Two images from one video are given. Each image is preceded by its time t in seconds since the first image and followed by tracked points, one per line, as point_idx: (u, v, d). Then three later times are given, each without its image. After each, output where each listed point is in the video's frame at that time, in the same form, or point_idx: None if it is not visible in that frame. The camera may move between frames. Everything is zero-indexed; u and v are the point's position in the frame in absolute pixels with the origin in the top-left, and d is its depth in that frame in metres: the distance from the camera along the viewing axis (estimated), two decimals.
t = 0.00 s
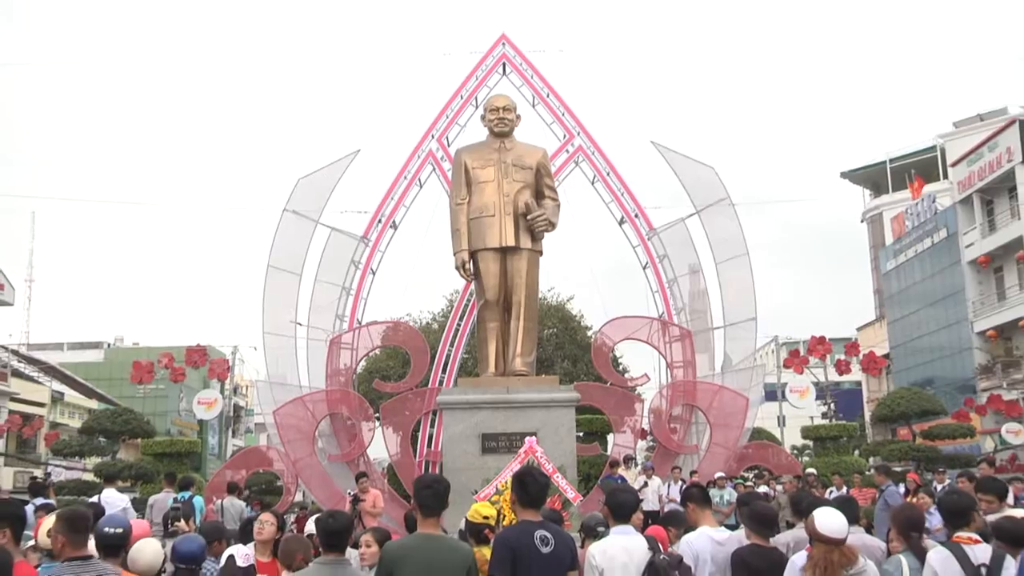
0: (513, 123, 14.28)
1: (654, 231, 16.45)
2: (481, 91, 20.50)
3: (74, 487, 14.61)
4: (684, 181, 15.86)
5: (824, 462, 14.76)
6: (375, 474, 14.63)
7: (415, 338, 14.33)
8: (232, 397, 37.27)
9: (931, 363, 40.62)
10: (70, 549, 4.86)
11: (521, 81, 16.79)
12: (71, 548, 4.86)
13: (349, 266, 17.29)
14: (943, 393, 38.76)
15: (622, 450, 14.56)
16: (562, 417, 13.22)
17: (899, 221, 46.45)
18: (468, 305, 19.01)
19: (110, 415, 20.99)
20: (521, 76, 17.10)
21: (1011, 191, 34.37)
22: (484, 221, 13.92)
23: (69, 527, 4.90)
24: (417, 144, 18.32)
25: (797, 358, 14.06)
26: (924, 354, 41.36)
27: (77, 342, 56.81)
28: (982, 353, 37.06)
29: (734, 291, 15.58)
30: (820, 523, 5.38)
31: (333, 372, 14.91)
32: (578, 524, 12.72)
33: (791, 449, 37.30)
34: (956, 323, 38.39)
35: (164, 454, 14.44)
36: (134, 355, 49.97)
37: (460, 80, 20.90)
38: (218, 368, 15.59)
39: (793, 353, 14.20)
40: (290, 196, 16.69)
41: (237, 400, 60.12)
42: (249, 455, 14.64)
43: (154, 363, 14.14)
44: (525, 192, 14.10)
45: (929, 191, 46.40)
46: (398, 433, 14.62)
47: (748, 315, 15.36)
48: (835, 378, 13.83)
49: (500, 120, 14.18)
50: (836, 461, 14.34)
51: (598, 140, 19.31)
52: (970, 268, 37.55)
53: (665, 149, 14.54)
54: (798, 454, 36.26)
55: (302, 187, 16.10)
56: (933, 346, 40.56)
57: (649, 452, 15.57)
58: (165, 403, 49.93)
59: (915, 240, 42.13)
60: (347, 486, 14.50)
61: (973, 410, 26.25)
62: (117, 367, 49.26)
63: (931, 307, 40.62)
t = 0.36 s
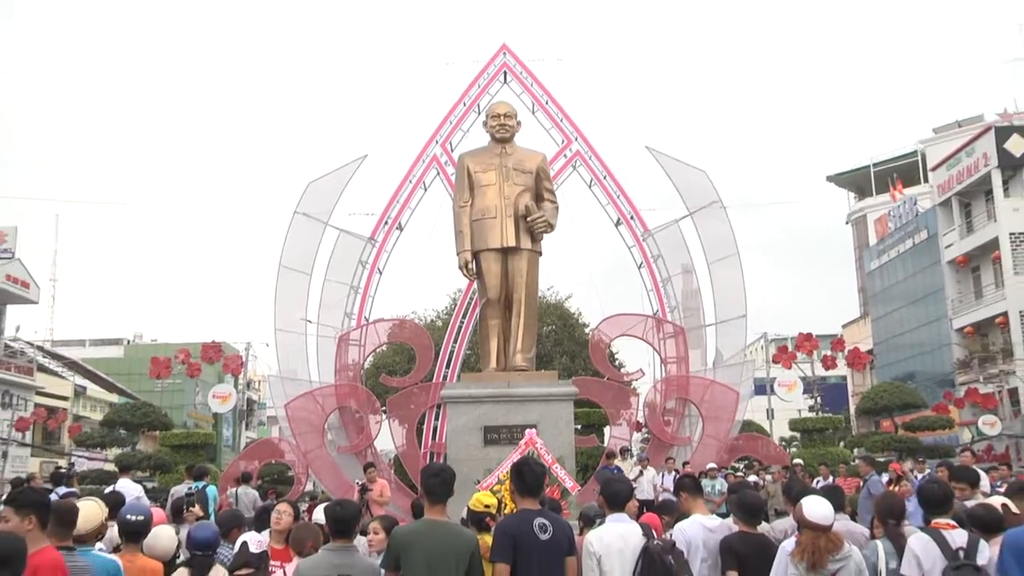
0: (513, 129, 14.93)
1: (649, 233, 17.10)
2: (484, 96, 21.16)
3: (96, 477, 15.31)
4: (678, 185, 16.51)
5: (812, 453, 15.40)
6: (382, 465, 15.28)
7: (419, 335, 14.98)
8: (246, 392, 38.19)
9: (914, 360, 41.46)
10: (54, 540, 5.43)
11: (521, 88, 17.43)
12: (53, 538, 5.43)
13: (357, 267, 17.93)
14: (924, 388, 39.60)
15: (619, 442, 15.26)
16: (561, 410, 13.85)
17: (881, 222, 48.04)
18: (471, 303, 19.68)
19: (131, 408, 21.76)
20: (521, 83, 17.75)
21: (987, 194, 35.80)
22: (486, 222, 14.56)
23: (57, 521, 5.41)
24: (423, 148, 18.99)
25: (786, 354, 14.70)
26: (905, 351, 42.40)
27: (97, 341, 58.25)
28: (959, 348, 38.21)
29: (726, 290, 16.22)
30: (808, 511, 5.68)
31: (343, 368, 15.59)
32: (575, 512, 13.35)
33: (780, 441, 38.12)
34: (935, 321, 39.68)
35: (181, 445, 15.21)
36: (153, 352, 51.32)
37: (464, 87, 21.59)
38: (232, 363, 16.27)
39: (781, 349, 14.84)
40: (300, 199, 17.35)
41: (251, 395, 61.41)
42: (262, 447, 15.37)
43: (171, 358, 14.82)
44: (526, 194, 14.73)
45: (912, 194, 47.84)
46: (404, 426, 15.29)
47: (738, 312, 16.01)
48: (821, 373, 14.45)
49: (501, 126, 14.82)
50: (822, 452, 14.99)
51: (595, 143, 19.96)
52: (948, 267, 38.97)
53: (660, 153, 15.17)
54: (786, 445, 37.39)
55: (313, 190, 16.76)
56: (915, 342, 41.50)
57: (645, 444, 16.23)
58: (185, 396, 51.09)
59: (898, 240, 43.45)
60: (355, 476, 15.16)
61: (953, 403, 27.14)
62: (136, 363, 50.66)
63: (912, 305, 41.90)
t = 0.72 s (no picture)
0: (512, 133, 15.60)
1: (642, 233, 17.79)
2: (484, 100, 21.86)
3: (113, 467, 15.97)
4: (669, 188, 17.19)
5: (797, 444, 16.08)
6: (386, 455, 15.97)
7: (421, 330, 15.67)
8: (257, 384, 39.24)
9: (893, 355, 42.56)
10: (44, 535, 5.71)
11: (520, 95, 18.12)
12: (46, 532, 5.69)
13: (363, 266, 18.62)
14: (903, 381, 40.63)
15: (612, 433, 15.95)
16: (557, 403, 14.54)
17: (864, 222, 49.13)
18: (471, 300, 20.40)
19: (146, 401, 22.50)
20: (520, 90, 18.44)
21: (963, 197, 36.97)
22: (486, 223, 15.24)
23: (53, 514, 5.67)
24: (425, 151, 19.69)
25: (772, 349, 15.38)
26: (886, 346, 43.49)
27: (114, 336, 59.29)
28: (936, 344, 39.25)
29: (716, 288, 16.91)
30: (790, 498, 5.83)
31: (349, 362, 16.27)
32: (571, 499, 14.02)
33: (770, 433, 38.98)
34: (914, 317, 40.79)
35: (194, 436, 15.92)
36: (168, 346, 52.31)
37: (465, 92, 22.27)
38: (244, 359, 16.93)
39: (767, 343, 15.57)
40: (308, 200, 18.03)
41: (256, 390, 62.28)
42: (272, 438, 16.08)
43: (185, 353, 15.48)
44: (524, 196, 15.41)
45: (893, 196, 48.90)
46: (407, 418, 15.97)
47: (727, 309, 16.71)
48: (806, 367, 15.13)
49: (501, 131, 15.50)
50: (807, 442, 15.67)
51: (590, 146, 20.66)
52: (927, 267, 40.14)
53: (653, 157, 15.85)
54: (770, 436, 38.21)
55: (321, 192, 17.44)
56: (896, 337, 42.51)
57: (638, 435, 16.90)
58: (196, 389, 52.14)
59: (878, 241, 44.30)
60: (360, 466, 15.84)
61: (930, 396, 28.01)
62: (151, 356, 51.69)
63: (892, 303, 42.93)
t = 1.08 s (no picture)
0: (509, 134, 16.30)
1: (633, 230, 18.51)
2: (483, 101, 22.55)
3: (129, 453, 16.70)
4: (659, 187, 17.90)
5: (782, 431, 16.80)
6: (389, 442, 16.70)
7: (421, 322, 16.39)
8: (264, 373, 40.11)
9: (872, 347, 43.41)
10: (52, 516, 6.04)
11: (516, 97, 18.82)
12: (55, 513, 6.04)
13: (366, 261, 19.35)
14: (880, 372, 41.48)
15: (605, 421, 16.71)
16: (552, 392, 15.27)
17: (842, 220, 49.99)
18: (470, 294, 21.15)
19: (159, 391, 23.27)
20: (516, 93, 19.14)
21: (937, 196, 37.91)
22: (484, 220, 15.95)
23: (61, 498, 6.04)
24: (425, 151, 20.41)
25: (757, 341, 16.11)
26: (864, 338, 44.30)
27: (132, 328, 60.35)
28: (913, 335, 40.13)
29: (704, 283, 17.64)
30: (773, 483, 6.39)
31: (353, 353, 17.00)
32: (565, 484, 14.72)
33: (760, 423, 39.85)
34: (891, 310, 41.67)
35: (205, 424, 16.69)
36: (181, 337, 53.24)
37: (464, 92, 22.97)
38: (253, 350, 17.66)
39: (753, 336, 16.31)
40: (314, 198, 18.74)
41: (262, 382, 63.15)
42: (279, 425, 16.83)
43: (197, 345, 16.21)
44: (520, 194, 16.11)
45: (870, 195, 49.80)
46: (408, 407, 16.69)
47: (715, 303, 17.44)
48: (789, 357, 15.85)
49: (498, 132, 16.19)
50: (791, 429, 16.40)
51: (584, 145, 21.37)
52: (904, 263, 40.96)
53: (644, 158, 16.54)
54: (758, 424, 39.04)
55: (326, 191, 18.14)
56: (874, 329, 43.33)
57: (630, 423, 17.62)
58: (208, 379, 53.09)
59: (858, 237, 45.13)
60: (363, 453, 16.56)
61: (910, 386, 28.88)
62: (166, 348, 52.69)
63: (871, 296, 43.76)
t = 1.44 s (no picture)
0: (506, 133, 16.99)
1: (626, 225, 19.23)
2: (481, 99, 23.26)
3: (144, 438, 17.45)
4: (651, 184, 18.60)
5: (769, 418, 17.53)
6: (392, 429, 17.43)
7: (423, 313, 17.11)
8: (272, 362, 40.96)
9: (852, 336, 44.39)
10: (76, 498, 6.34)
11: (513, 97, 19.50)
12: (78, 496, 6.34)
13: (370, 255, 20.08)
14: (861, 361, 42.55)
15: (599, 408, 17.42)
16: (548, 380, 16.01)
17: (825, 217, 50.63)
18: (470, 286, 21.90)
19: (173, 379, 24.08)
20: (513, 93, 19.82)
21: (915, 193, 38.61)
22: (483, 215, 16.66)
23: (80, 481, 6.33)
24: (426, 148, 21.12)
25: (745, 331, 16.83)
26: (846, 327, 45.29)
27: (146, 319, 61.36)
28: (892, 326, 40.94)
29: (694, 276, 18.36)
30: (760, 468, 6.90)
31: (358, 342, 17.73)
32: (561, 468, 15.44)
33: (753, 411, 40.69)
34: (871, 302, 42.56)
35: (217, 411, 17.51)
36: (194, 328, 54.20)
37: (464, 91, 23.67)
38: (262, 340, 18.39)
39: (741, 326, 17.03)
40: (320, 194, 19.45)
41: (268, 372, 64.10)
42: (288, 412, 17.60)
43: (209, 335, 16.93)
44: (518, 191, 16.80)
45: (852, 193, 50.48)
46: (411, 394, 17.41)
47: (704, 295, 18.18)
48: (775, 346, 16.58)
49: (496, 131, 16.88)
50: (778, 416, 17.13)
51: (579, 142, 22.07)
52: (884, 257, 41.63)
53: (636, 156, 17.22)
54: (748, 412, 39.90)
55: (332, 187, 18.85)
56: (856, 319, 44.29)
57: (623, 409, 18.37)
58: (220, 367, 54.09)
59: (840, 233, 45.89)
60: (368, 439, 17.29)
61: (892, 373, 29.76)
62: (179, 339, 53.60)
63: (853, 288, 44.60)
